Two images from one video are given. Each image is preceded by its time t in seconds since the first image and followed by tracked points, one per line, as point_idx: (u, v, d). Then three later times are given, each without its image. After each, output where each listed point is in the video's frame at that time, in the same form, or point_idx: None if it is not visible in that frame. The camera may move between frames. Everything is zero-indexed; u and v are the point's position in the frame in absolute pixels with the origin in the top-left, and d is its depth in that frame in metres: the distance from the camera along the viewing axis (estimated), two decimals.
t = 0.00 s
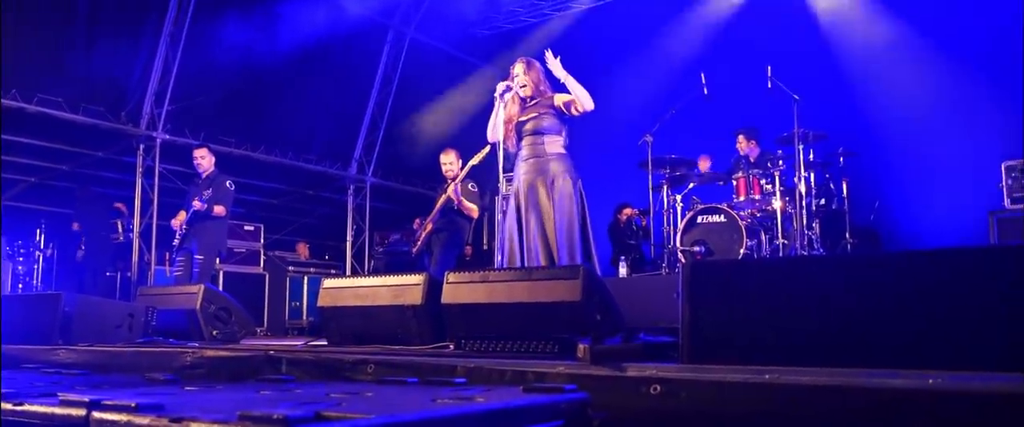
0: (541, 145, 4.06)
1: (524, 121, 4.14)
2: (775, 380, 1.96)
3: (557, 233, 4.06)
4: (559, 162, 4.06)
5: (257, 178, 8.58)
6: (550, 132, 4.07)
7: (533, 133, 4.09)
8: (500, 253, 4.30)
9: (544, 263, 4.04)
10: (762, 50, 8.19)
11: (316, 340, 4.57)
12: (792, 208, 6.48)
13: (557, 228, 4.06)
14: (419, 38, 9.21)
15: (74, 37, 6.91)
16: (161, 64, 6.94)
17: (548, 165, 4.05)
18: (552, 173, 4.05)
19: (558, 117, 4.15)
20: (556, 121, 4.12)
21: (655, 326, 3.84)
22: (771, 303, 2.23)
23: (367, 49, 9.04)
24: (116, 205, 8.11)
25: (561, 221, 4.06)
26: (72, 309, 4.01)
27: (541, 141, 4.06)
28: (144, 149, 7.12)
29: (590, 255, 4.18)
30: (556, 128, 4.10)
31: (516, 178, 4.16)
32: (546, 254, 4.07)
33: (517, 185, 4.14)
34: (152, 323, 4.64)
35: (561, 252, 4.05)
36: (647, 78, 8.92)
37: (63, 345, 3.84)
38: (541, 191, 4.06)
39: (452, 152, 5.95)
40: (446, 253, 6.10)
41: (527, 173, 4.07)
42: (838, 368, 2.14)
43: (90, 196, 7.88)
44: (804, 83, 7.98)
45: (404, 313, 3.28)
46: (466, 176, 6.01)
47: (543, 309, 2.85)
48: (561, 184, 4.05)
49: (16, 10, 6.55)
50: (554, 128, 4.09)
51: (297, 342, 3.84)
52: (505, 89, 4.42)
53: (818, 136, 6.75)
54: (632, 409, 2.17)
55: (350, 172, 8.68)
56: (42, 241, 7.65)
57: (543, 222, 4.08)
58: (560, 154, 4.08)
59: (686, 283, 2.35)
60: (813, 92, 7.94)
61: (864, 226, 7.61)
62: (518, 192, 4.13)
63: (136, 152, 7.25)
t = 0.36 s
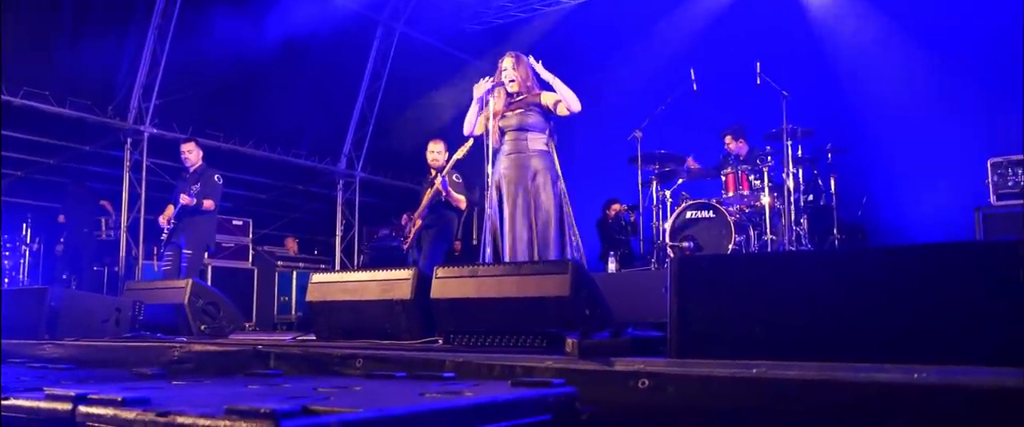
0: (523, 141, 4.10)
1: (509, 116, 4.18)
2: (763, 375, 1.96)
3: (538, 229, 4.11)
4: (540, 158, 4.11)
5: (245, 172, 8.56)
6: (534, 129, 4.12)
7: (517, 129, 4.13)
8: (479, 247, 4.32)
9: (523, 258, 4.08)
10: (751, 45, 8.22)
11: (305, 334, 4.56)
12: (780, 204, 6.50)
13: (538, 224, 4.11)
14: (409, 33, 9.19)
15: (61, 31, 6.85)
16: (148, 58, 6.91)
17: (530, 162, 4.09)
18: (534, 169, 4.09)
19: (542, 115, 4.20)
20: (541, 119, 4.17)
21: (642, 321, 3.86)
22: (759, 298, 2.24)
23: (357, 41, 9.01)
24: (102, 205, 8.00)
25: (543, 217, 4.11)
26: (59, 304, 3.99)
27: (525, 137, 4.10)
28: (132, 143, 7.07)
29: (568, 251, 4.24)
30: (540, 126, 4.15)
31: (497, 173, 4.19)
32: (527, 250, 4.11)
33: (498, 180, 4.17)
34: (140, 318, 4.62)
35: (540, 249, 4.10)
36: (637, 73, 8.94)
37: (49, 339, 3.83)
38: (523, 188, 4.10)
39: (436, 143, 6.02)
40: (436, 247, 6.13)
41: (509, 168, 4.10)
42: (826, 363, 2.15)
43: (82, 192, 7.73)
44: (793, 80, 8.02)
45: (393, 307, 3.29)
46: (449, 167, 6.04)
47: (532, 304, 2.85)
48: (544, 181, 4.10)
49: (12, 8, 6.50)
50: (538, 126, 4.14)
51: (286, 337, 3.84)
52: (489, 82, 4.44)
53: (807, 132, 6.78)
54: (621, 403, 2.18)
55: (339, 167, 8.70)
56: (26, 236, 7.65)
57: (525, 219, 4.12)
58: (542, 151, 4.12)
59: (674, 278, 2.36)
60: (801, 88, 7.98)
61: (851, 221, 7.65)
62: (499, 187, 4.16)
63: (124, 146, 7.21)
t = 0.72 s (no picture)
0: (511, 139, 4.13)
1: (497, 114, 4.20)
2: (752, 373, 1.97)
3: (523, 228, 4.14)
4: (527, 157, 4.15)
5: (236, 169, 8.54)
6: (522, 128, 4.15)
7: (505, 127, 4.15)
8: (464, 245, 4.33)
9: (508, 257, 4.11)
10: (740, 44, 8.26)
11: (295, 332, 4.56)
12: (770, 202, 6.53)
13: (524, 222, 4.14)
14: (400, 30, 9.16)
15: (50, 27, 6.79)
16: (137, 55, 6.86)
17: (517, 161, 4.12)
18: (521, 168, 4.13)
19: (531, 114, 4.21)
20: (529, 118, 4.19)
21: (632, 319, 3.87)
22: (749, 296, 2.25)
23: (348, 38, 8.98)
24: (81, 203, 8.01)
25: (526, 215, 4.14)
26: (47, 301, 3.98)
27: (512, 136, 4.13)
28: (121, 140, 7.03)
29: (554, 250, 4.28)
30: (528, 125, 4.17)
31: (483, 171, 4.22)
32: (512, 249, 4.14)
33: (484, 177, 4.20)
34: (129, 316, 4.61)
35: (524, 248, 4.14)
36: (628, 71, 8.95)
37: (38, 337, 3.81)
38: (509, 187, 4.13)
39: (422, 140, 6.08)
40: (426, 245, 6.15)
41: (495, 166, 4.14)
42: (815, 361, 2.16)
43: (59, 191, 7.90)
44: (782, 78, 8.06)
45: (383, 304, 3.29)
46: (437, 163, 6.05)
47: (522, 302, 2.86)
48: (531, 180, 4.14)
49: None
50: (526, 125, 4.17)
51: (275, 335, 3.83)
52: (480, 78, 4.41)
53: (797, 130, 6.80)
54: (611, 401, 2.18)
55: (329, 164, 8.66)
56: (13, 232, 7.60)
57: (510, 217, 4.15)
58: (529, 150, 4.16)
59: (665, 277, 2.36)
60: (791, 87, 8.01)
61: (840, 219, 7.69)
62: (485, 185, 4.19)
63: (112, 142, 7.18)
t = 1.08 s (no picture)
0: (503, 136, 4.13)
1: (490, 110, 4.20)
2: (744, 369, 1.98)
3: (512, 224, 4.14)
4: (518, 154, 4.15)
5: (227, 165, 8.52)
6: (514, 124, 4.15)
7: (497, 123, 4.15)
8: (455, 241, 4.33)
9: (497, 253, 4.11)
10: (732, 42, 8.28)
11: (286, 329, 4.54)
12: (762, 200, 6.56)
13: (513, 218, 4.13)
14: (392, 28, 9.13)
15: (39, 23, 6.75)
16: (127, 52, 6.82)
17: (508, 157, 4.13)
18: (512, 164, 4.13)
19: (524, 111, 4.21)
20: (521, 114, 4.19)
21: (623, 315, 3.87)
22: (740, 294, 2.26)
23: (339, 35, 8.95)
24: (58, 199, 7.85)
25: (518, 212, 4.14)
26: (36, 298, 3.97)
27: (504, 132, 4.13)
28: (111, 136, 6.99)
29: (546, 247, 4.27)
30: (521, 121, 4.17)
31: (474, 167, 4.22)
32: (501, 245, 4.15)
33: (475, 173, 4.20)
34: (120, 313, 4.59)
35: (514, 244, 4.13)
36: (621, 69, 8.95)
37: (27, 334, 3.80)
38: (500, 183, 4.14)
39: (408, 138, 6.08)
40: (418, 242, 6.07)
41: (486, 163, 4.14)
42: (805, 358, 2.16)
43: (32, 188, 7.67)
44: (773, 76, 8.08)
45: (375, 301, 3.29)
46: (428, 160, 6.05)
47: (514, 298, 2.86)
48: (522, 176, 4.13)
49: None
50: (518, 121, 4.17)
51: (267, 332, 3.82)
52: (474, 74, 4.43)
53: (788, 128, 6.83)
54: (602, 397, 2.18)
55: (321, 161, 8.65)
56: None
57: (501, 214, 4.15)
58: (521, 146, 4.16)
59: (656, 274, 2.37)
60: (781, 85, 8.04)
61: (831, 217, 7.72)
62: (476, 181, 4.19)
63: (102, 138, 7.15)
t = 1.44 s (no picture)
0: (495, 136, 4.14)
1: (483, 110, 4.20)
2: (735, 369, 1.99)
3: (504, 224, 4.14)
4: (511, 155, 4.15)
5: (219, 165, 8.49)
6: (507, 124, 4.15)
7: (490, 123, 4.15)
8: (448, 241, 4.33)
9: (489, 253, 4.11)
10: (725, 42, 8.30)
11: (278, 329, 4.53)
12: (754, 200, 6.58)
13: (506, 219, 4.13)
14: (386, 28, 9.11)
15: (31, 22, 6.70)
16: (119, 50, 6.79)
17: (501, 158, 4.12)
18: (505, 164, 4.12)
19: (518, 111, 4.22)
20: (515, 115, 4.19)
21: (616, 315, 3.88)
22: (731, 294, 2.26)
23: (332, 34, 8.93)
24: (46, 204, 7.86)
25: (511, 212, 4.14)
26: (27, 298, 3.95)
27: (497, 131, 4.14)
28: (103, 135, 6.97)
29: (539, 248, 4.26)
30: (514, 121, 4.18)
31: (467, 167, 4.21)
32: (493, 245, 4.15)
33: (468, 174, 4.20)
34: (111, 313, 4.58)
35: (506, 243, 4.13)
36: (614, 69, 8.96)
37: (18, 333, 3.78)
38: (492, 183, 4.13)
39: (406, 138, 6.12)
40: (412, 243, 6.09)
41: (479, 163, 4.14)
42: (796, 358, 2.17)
43: (23, 188, 7.58)
44: (766, 77, 8.11)
45: (367, 301, 3.28)
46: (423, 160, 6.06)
47: (508, 298, 2.86)
48: (515, 176, 4.13)
49: None
50: (511, 121, 4.17)
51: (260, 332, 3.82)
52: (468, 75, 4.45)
53: (781, 129, 6.85)
54: (593, 396, 2.18)
55: (314, 161, 8.62)
56: None
57: (493, 214, 4.15)
58: (513, 147, 4.16)
59: (648, 275, 2.38)
60: (773, 85, 8.07)
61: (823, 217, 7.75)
62: (469, 181, 4.18)
63: (94, 137, 7.16)
